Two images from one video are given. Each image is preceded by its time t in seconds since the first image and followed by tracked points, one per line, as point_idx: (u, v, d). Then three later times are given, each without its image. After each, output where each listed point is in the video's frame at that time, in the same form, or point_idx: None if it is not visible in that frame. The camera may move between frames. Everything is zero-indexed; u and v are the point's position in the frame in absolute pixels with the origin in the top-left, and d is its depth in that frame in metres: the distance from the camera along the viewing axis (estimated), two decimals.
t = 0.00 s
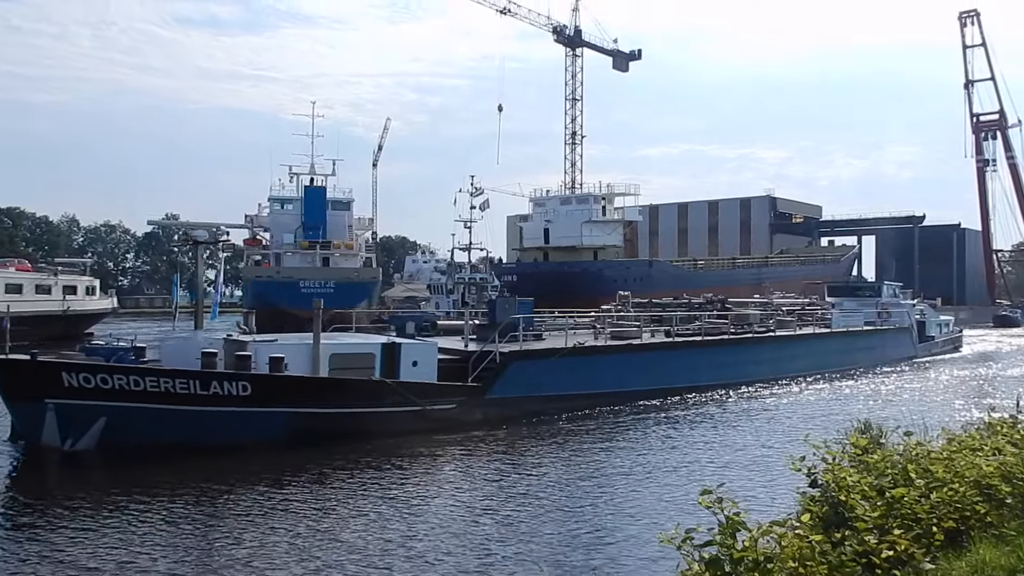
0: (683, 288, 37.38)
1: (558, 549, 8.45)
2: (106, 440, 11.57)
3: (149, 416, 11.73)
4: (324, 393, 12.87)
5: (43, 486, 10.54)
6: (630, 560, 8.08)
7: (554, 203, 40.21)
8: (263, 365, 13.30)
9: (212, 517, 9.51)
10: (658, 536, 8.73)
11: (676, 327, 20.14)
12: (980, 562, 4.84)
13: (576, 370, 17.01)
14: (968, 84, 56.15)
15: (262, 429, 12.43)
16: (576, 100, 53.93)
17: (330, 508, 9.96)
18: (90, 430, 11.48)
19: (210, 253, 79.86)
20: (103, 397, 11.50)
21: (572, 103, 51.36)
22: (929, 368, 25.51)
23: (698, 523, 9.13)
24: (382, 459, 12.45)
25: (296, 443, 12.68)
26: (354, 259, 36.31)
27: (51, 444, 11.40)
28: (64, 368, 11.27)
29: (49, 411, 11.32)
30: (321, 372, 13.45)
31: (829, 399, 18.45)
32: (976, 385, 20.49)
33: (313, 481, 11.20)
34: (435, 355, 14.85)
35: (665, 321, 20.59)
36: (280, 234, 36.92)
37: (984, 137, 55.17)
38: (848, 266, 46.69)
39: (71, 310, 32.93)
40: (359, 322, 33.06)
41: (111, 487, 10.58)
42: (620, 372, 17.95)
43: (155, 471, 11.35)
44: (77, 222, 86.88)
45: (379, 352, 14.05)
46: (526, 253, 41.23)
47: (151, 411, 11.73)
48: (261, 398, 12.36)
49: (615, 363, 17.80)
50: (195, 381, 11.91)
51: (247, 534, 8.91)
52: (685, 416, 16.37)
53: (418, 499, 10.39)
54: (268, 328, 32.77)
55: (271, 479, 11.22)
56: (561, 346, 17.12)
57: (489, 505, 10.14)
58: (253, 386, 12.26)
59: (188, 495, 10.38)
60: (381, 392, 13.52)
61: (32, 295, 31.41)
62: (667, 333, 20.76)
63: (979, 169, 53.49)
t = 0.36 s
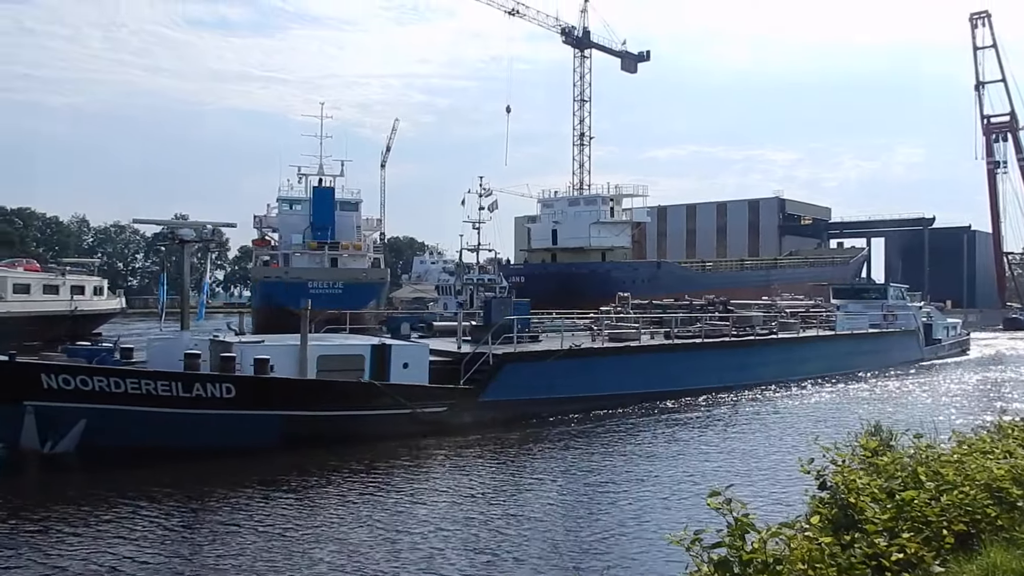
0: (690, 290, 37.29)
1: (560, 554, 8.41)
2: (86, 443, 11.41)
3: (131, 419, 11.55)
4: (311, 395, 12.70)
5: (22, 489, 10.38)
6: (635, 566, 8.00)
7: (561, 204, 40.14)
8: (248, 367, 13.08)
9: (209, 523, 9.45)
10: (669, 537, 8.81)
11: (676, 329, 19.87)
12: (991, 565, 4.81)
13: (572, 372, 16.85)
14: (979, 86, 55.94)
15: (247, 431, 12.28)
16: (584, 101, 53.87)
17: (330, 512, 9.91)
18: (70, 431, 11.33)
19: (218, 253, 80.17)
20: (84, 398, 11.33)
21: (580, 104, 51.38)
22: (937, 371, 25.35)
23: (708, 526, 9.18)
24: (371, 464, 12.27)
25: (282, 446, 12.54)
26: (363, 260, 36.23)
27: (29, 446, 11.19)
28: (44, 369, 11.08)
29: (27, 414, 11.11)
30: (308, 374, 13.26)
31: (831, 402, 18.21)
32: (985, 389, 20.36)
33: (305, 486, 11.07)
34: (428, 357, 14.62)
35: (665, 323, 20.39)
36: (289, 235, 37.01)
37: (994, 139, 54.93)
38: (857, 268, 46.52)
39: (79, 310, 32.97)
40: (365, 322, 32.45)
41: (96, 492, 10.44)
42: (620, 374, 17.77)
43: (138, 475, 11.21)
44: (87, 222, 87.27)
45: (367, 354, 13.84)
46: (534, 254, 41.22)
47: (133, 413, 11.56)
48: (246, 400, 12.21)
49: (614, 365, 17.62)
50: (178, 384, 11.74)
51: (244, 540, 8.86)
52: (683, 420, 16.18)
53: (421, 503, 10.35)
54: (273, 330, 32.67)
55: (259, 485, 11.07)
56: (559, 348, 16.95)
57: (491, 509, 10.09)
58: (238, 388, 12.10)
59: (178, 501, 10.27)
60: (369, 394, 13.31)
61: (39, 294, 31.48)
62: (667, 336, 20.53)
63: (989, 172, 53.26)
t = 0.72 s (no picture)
0: (714, 292, 37.07)
1: (573, 558, 8.39)
2: (83, 446, 11.39)
3: (129, 421, 11.56)
4: (312, 398, 12.68)
5: (16, 494, 10.34)
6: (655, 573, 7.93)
7: (584, 207, 40.12)
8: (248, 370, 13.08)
9: (222, 526, 9.49)
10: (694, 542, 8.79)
11: (691, 332, 19.68)
12: None
13: (581, 375, 16.70)
14: (1008, 86, 55.16)
15: (246, 434, 12.27)
16: (607, 103, 53.74)
17: (344, 515, 9.94)
18: (68, 433, 11.31)
19: (243, 255, 81.00)
20: (81, 399, 11.33)
21: (603, 105, 51.38)
22: (962, 375, 25.00)
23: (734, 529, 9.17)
24: (374, 468, 12.23)
25: (282, 450, 12.52)
26: (386, 261, 36.30)
27: (27, 447, 11.15)
28: (42, 371, 11.09)
29: (25, 415, 11.10)
30: (310, 376, 13.28)
31: (851, 408, 17.83)
32: (1012, 393, 20.03)
33: (317, 489, 11.09)
34: (433, 360, 14.63)
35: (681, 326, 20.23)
36: (313, 236, 37.28)
37: None
38: (883, 270, 46.03)
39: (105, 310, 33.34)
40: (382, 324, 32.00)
41: (98, 495, 10.46)
42: (632, 378, 17.62)
43: (135, 479, 11.17)
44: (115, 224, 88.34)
45: (372, 357, 13.88)
46: (557, 256, 41.22)
47: (131, 415, 11.57)
48: (245, 402, 12.21)
49: (626, 369, 17.48)
50: (176, 386, 11.74)
51: (259, 543, 8.90)
52: (694, 425, 15.94)
53: (435, 507, 10.35)
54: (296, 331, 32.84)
55: (263, 488, 11.06)
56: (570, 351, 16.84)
57: (505, 513, 10.06)
58: (237, 390, 12.10)
59: (184, 504, 10.28)
60: (371, 397, 13.30)
61: (67, 295, 31.89)
62: (682, 339, 20.37)
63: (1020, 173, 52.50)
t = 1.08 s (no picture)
0: (763, 293, 36.56)
1: (612, 564, 8.33)
2: (109, 447, 11.66)
3: (152, 422, 11.81)
4: (337, 400, 12.74)
5: (39, 493, 10.60)
6: None
7: (630, 207, 39.91)
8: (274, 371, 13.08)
9: (265, 527, 9.65)
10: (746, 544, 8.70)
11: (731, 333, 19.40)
12: None
13: (613, 378, 16.58)
14: None
15: (270, 436, 12.38)
16: (653, 102, 53.42)
17: (385, 517, 10.01)
18: (93, 434, 11.59)
19: (292, 257, 82.25)
20: (107, 401, 11.61)
21: (649, 105, 51.11)
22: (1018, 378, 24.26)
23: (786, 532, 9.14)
24: (401, 470, 12.28)
25: (308, 452, 12.59)
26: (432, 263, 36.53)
27: (54, 448, 11.53)
28: (67, 373, 11.44)
29: (52, 416, 11.50)
30: (336, 378, 13.37)
31: (899, 412, 17.30)
32: None
33: (356, 491, 11.19)
34: (461, 360, 14.64)
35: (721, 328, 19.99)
36: (360, 238, 37.71)
37: None
38: (938, 270, 44.92)
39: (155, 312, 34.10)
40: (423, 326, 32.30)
41: (127, 494, 10.67)
42: (668, 380, 17.44)
43: (158, 480, 11.35)
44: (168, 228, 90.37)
45: (399, 358, 13.90)
46: (603, 256, 41.11)
47: (154, 416, 11.82)
48: (270, 404, 12.32)
49: (662, 371, 17.30)
50: (200, 387, 11.91)
51: (302, 544, 9.03)
52: (729, 428, 15.67)
53: (478, 510, 10.38)
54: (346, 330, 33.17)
55: (293, 490, 11.16)
56: (604, 352, 16.74)
57: (548, 515, 10.04)
58: (261, 392, 12.21)
59: (215, 505, 10.43)
60: (398, 399, 13.35)
61: (119, 296, 32.71)
62: (721, 341, 20.11)
63: None
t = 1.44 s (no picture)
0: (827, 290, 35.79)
1: (668, 565, 8.29)
2: (145, 446, 12.04)
3: (187, 421, 12.12)
4: (372, 399, 12.89)
5: (78, 492, 11.08)
6: None
7: (689, 203, 39.49)
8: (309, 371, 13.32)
9: (323, 525, 9.86)
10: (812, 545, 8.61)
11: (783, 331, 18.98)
12: None
13: (658, 377, 16.42)
14: None
15: (305, 436, 12.59)
16: (711, 97, 52.80)
17: (442, 516, 10.14)
18: (131, 433, 11.99)
19: (351, 256, 83.42)
20: (144, 400, 11.96)
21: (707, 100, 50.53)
22: None
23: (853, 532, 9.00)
24: (438, 470, 12.38)
25: (342, 452, 12.79)
26: (489, 261, 36.84)
27: (93, 447, 11.98)
28: (104, 373, 11.81)
29: (90, 415, 11.92)
30: (373, 377, 13.55)
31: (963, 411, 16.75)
32: None
33: (410, 490, 11.34)
34: (501, 359, 14.65)
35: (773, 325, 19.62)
36: (418, 237, 38.14)
37: None
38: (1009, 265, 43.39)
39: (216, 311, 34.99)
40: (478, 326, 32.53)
41: (165, 494, 11.00)
42: (714, 380, 17.19)
43: (193, 479, 11.67)
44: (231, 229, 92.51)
45: (437, 357, 14.02)
46: (661, 253, 40.79)
47: (189, 416, 12.12)
48: (305, 404, 12.51)
49: (709, 370, 17.07)
50: (235, 387, 12.16)
51: (361, 542, 9.21)
52: (779, 428, 15.36)
53: (537, 509, 10.43)
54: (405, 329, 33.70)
55: (336, 489, 11.35)
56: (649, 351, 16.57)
57: (605, 516, 10.04)
58: (295, 391, 12.40)
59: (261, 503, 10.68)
60: (434, 399, 13.45)
61: (183, 296, 33.66)
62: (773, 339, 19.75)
63: None
